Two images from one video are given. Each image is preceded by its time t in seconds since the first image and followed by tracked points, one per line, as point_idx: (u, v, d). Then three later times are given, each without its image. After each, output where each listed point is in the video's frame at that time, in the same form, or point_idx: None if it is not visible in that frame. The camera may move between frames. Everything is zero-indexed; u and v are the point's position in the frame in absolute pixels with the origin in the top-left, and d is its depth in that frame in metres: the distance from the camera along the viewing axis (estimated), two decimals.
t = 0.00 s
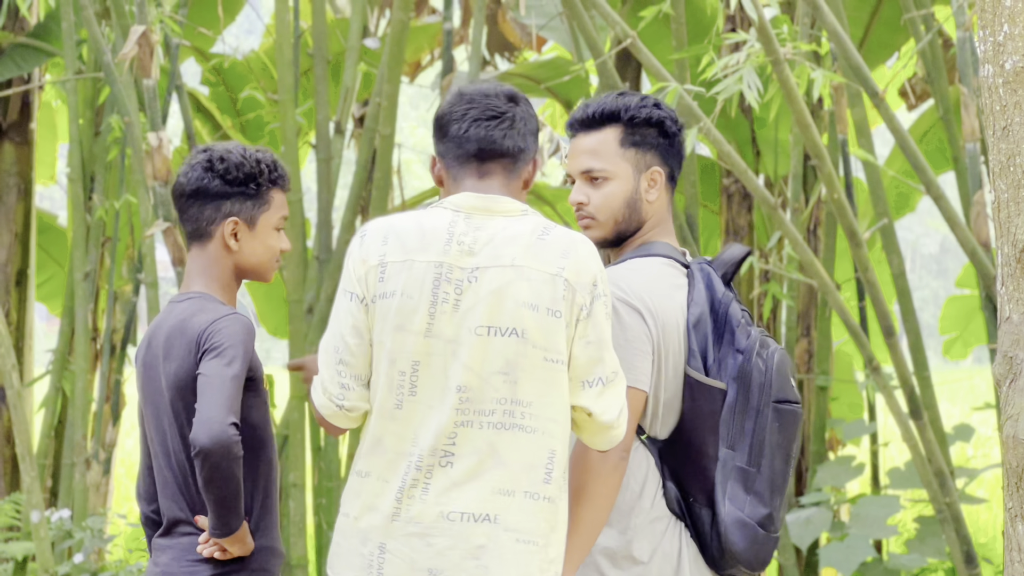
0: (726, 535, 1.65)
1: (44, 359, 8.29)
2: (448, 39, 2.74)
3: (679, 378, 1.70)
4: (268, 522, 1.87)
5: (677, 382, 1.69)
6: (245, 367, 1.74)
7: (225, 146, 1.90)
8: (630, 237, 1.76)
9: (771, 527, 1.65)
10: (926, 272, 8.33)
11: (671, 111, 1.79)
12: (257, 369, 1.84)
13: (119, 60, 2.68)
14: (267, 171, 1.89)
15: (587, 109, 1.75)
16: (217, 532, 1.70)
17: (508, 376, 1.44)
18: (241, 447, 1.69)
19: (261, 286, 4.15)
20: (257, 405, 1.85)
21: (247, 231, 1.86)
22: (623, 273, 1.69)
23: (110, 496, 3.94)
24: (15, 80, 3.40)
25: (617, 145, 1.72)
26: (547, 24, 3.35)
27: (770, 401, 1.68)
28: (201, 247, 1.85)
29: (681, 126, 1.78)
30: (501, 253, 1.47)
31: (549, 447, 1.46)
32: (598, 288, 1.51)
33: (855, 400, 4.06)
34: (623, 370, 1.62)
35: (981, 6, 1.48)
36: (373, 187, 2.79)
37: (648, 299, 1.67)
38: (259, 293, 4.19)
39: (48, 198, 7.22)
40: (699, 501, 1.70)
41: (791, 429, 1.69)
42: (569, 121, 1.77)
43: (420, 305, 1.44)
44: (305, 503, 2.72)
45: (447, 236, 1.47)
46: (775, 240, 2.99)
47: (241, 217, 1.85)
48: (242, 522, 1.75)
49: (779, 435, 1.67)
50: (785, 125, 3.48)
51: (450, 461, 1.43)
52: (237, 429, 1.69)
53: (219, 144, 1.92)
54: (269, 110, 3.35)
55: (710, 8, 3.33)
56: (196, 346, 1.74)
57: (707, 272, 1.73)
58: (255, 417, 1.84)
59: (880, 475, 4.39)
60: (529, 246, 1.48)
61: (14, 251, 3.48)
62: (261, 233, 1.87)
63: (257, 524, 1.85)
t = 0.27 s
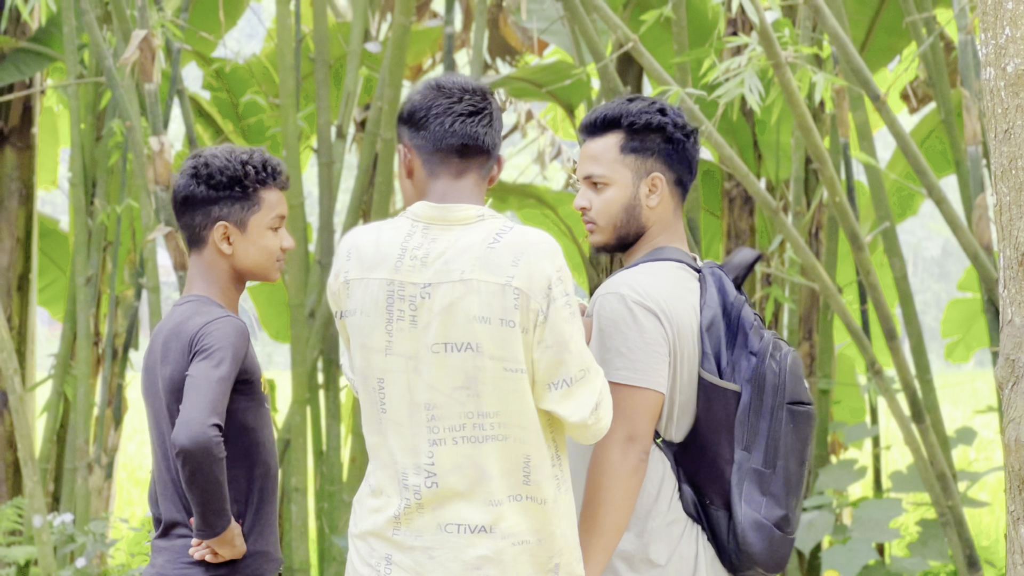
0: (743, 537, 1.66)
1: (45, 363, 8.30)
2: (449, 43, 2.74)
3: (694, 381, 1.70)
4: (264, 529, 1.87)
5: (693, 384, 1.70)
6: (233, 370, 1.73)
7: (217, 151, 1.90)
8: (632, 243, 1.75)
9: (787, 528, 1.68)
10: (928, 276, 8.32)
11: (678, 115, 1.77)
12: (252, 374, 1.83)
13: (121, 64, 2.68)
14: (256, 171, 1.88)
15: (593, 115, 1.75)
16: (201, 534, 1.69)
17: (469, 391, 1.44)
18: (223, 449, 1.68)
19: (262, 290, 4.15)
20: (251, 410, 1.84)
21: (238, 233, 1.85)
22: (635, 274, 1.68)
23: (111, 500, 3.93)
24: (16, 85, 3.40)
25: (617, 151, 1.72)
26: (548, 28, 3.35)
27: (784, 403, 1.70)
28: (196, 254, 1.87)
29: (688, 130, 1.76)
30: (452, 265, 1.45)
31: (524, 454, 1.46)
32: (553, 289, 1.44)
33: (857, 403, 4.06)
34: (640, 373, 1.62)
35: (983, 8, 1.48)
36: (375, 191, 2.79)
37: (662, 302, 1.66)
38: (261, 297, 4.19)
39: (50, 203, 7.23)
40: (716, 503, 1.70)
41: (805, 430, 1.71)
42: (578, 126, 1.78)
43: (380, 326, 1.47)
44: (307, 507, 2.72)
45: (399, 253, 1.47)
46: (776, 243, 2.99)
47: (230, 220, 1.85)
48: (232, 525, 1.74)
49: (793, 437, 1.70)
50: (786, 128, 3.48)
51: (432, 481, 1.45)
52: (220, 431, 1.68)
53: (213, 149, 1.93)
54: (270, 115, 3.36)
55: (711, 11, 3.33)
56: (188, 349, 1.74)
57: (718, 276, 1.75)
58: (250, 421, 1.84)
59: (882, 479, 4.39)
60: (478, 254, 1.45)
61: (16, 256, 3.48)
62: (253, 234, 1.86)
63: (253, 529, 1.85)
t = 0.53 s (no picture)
0: (752, 543, 1.65)
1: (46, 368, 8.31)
2: (449, 47, 2.74)
3: (705, 387, 1.71)
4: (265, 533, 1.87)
5: (704, 389, 1.71)
6: (225, 375, 1.72)
7: (232, 156, 1.91)
8: (643, 249, 1.75)
9: (798, 534, 1.66)
10: (929, 279, 8.32)
11: (690, 122, 1.77)
12: (250, 379, 1.83)
13: (122, 68, 2.68)
14: (270, 181, 1.88)
15: (602, 123, 1.77)
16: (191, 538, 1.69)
17: (444, 392, 1.47)
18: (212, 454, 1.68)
19: (263, 294, 4.16)
20: (249, 416, 1.84)
21: (250, 242, 1.86)
22: (646, 280, 1.69)
23: (113, 505, 3.93)
24: (18, 89, 3.41)
25: (626, 158, 1.73)
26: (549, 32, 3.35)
27: (795, 410, 1.68)
28: (206, 258, 1.87)
29: (700, 137, 1.77)
30: (426, 266, 1.47)
31: (497, 457, 1.48)
32: (526, 290, 1.46)
33: (858, 407, 4.06)
34: (650, 378, 1.63)
35: (983, 12, 1.48)
36: (375, 195, 2.79)
37: (672, 308, 1.67)
38: (262, 302, 4.19)
39: (51, 208, 7.24)
40: (726, 509, 1.71)
41: (816, 436, 1.70)
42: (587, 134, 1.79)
43: (357, 328, 1.50)
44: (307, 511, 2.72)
45: (378, 253, 1.50)
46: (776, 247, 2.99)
47: (243, 227, 1.85)
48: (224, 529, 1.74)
49: (804, 443, 1.68)
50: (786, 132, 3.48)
51: (410, 481, 1.48)
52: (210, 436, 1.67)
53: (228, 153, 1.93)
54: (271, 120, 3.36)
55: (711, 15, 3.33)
56: (184, 353, 1.75)
57: (729, 283, 1.75)
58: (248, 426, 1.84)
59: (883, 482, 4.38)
60: (453, 256, 1.47)
61: (17, 261, 3.49)
62: (265, 243, 1.87)
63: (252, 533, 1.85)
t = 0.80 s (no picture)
0: (762, 548, 1.65)
1: (46, 372, 8.31)
2: (449, 51, 2.74)
3: (716, 391, 1.71)
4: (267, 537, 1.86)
5: (715, 393, 1.71)
6: (234, 380, 1.73)
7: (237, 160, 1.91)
8: (655, 254, 1.76)
9: (808, 539, 1.66)
10: (929, 282, 8.32)
11: (702, 127, 1.78)
12: (255, 383, 1.83)
13: (122, 73, 2.68)
14: (275, 185, 1.88)
15: (616, 126, 1.76)
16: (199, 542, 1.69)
17: (464, 395, 1.48)
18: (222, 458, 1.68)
19: (263, 298, 4.15)
20: (253, 419, 1.85)
21: (255, 245, 1.86)
22: (658, 284, 1.70)
23: (113, 509, 3.93)
24: (18, 94, 3.41)
25: (640, 162, 1.73)
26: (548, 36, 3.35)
27: (804, 415, 1.67)
28: (210, 262, 1.87)
29: (711, 143, 1.77)
30: (445, 271, 1.49)
31: (515, 460, 1.50)
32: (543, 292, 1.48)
33: (858, 410, 4.06)
34: (661, 382, 1.63)
35: (981, 16, 1.48)
36: (376, 198, 2.79)
37: (683, 312, 1.67)
38: (262, 305, 4.19)
39: (52, 212, 7.24)
40: (736, 513, 1.72)
41: (826, 440, 1.69)
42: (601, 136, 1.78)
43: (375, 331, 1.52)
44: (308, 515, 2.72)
45: (395, 256, 1.52)
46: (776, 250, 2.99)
47: (249, 231, 1.85)
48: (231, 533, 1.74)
49: (814, 448, 1.68)
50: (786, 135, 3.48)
51: (428, 483, 1.50)
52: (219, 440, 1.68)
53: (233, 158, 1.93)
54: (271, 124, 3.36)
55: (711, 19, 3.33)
56: (191, 357, 1.75)
57: (739, 287, 1.75)
58: (252, 430, 1.84)
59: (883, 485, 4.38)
60: (471, 259, 1.48)
61: (17, 265, 3.49)
62: (270, 247, 1.87)
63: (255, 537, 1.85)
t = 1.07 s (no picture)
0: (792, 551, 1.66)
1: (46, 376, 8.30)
2: (448, 54, 2.74)
3: (738, 395, 1.71)
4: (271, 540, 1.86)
5: (737, 398, 1.71)
6: (240, 384, 1.72)
7: (234, 163, 1.90)
8: (679, 260, 1.76)
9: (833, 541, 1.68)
10: (929, 286, 8.31)
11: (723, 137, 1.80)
12: (258, 387, 1.83)
13: (120, 77, 2.68)
14: (274, 189, 1.88)
15: (643, 132, 1.75)
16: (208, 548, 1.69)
17: (472, 398, 1.48)
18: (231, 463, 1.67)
19: (262, 302, 4.15)
20: (257, 424, 1.84)
21: (254, 249, 1.86)
22: (677, 289, 1.69)
23: (112, 513, 3.93)
24: (16, 98, 3.41)
25: (673, 169, 1.74)
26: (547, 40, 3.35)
27: (827, 417, 1.69)
28: (207, 265, 1.86)
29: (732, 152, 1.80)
30: (461, 271, 1.49)
31: (521, 463, 1.49)
32: (558, 296, 1.49)
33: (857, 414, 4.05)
34: (686, 388, 1.63)
35: (979, 20, 1.48)
36: (374, 202, 2.79)
37: (704, 317, 1.67)
38: (262, 309, 4.19)
39: (51, 217, 7.24)
40: (763, 516, 1.72)
41: (846, 441, 1.71)
42: (622, 140, 1.77)
43: (387, 328, 1.52)
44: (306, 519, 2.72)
45: (411, 256, 1.52)
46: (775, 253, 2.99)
47: (247, 235, 1.85)
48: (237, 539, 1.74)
49: (835, 448, 1.70)
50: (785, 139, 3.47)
51: (432, 481, 1.49)
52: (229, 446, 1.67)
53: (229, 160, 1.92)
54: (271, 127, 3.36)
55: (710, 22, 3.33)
56: (195, 362, 1.74)
57: (757, 291, 1.76)
58: (255, 434, 1.83)
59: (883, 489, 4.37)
60: (487, 263, 1.49)
61: (16, 269, 3.49)
62: (268, 250, 1.87)
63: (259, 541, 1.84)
